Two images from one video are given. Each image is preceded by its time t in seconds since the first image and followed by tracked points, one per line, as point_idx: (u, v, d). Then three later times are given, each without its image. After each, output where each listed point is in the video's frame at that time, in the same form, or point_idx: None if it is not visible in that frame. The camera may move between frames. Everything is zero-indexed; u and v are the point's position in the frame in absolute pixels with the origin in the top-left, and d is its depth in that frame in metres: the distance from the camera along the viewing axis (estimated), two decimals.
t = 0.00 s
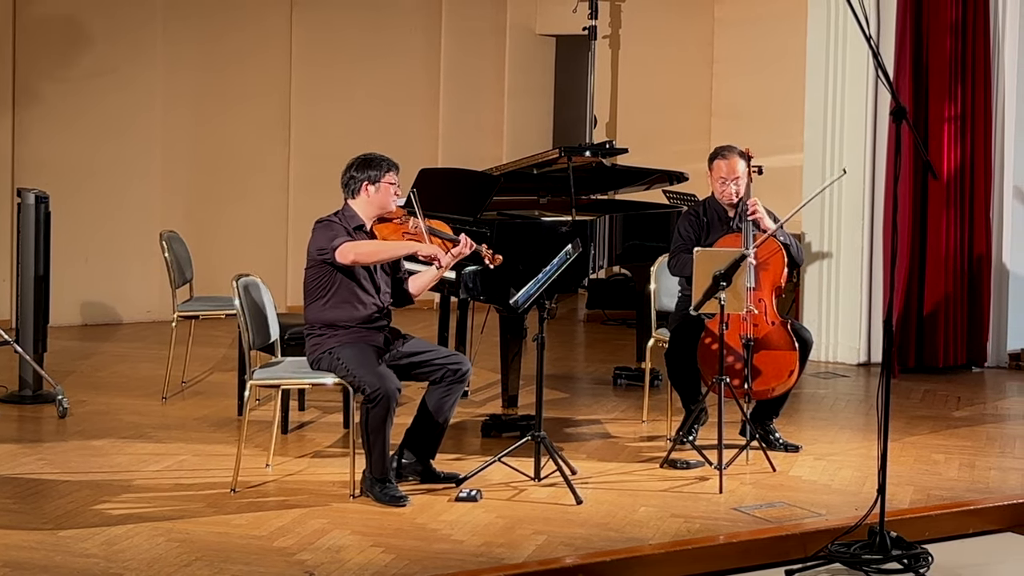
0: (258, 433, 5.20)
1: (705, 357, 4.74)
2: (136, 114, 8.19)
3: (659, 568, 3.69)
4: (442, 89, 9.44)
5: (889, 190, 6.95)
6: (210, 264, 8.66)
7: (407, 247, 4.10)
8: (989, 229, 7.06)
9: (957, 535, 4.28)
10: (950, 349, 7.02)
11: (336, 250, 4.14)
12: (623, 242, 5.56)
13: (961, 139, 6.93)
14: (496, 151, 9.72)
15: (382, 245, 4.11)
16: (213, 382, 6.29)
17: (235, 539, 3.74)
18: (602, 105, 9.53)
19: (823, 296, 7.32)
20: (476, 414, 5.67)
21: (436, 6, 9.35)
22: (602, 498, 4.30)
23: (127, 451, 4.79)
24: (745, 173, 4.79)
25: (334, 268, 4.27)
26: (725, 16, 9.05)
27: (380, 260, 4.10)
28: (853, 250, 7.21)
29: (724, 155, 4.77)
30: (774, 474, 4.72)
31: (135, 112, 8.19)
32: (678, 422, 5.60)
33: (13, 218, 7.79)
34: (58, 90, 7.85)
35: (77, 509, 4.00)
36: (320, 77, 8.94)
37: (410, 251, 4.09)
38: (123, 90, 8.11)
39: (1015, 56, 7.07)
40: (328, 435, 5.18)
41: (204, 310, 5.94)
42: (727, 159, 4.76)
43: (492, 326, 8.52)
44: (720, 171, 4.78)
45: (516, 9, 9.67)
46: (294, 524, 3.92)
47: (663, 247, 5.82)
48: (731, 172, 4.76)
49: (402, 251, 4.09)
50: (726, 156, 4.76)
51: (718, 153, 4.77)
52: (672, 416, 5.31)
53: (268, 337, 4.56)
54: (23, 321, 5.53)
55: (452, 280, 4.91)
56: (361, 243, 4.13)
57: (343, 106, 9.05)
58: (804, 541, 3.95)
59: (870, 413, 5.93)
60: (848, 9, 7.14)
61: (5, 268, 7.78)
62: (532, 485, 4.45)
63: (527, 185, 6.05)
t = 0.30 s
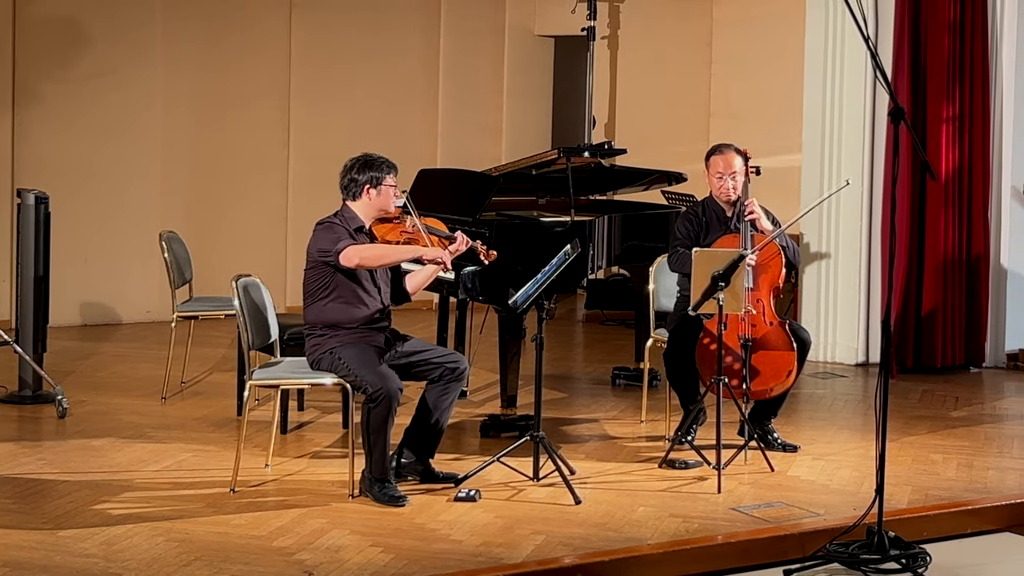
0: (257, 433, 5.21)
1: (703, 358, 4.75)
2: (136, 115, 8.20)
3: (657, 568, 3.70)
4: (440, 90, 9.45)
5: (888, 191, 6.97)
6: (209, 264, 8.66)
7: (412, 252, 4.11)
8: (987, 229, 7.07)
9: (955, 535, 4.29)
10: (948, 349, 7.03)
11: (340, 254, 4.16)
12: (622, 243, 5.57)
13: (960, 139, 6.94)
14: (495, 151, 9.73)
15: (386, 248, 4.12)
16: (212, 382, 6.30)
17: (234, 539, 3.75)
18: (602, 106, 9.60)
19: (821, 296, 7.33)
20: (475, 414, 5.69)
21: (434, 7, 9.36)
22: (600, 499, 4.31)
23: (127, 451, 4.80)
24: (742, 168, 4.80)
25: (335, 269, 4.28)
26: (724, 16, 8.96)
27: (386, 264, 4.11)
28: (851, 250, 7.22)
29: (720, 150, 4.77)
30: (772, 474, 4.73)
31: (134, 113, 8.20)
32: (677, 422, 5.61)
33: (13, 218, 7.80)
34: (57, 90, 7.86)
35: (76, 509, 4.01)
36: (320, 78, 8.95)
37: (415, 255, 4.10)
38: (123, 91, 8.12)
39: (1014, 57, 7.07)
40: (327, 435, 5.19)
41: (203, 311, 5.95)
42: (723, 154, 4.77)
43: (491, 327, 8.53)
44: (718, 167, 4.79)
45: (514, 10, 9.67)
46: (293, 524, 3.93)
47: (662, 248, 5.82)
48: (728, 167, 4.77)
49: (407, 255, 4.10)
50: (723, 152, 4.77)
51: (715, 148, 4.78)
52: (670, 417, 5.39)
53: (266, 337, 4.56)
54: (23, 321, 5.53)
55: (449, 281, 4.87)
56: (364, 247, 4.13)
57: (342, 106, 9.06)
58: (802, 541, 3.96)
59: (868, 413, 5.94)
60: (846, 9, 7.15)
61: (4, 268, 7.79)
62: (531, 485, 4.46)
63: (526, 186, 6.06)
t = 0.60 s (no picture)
0: (257, 433, 5.22)
1: (702, 358, 4.76)
2: (136, 116, 8.21)
3: (655, 567, 3.71)
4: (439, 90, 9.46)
5: (886, 192, 6.98)
6: (208, 264, 8.67)
7: (402, 257, 4.10)
8: (985, 229, 7.08)
9: (953, 535, 4.30)
10: (946, 349, 7.04)
11: (334, 254, 4.17)
12: (621, 243, 5.58)
13: (957, 140, 6.95)
14: (494, 152, 9.73)
15: (378, 252, 4.13)
16: (212, 382, 6.31)
17: (234, 539, 3.76)
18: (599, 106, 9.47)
19: (820, 296, 7.33)
20: (473, 414, 5.70)
21: (433, 7, 9.36)
22: (599, 498, 4.32)
23: (126, 451, 4.81)
24: (739, 167, 4.80)
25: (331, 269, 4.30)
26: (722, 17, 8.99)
27: (377, 267, 4.12)
28: (849, 250, 7.22)
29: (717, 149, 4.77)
30: (770, 474, 4.74)
31: (134, 113, 8.21)
32: (676, 422, 5.63)
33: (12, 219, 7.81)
34: (57, 91, 7.87)
35: (76, 509, 4.02)
36: (319, 79, 8.96)
37: (409, 261, 4.10)
38: (123, 91, 8.13)
39: (1011, 58, 7.09)
40: (326, 435, 5.21)
41: (202, 311, 5.96)
42: (720, 152, 4.78)
43: (490, 327, 8.54)
44: (714, 165, 4.79)
45: (513, 10, 9.66)
46: (293, 524, 3.94)
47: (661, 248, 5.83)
48: (725, 165, 4.77)
49: (400, 260, 4.11)
50: (720, 150, 4.77)
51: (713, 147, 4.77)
52: (666, 416, 5.33)
53: (267, 337, 4.57)
54: (23, 321, 5.54)
55: (448, 282, 4.92)
56: (358, 249, 4.14)
57: (341, 107, 9.07)
58: (801, 541, 3.97)
59: (866, 413, 5.95)
60: (844, 10, 7.15)
61: (3, 268, 7.79)
62: (530, 485, 4.47)
63: (524, 187, 6.07)
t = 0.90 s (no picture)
0: (255, 433, 5.23)
1: (700, 357, 4.78)
2: (135, 116, 8.21)
3: (654, 567, 3.72)
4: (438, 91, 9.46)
5: (884, 193, 6.99)
6: (207, 264, 8.68)
7: (383, 263, 4.10)
8: (983, 230, 7.09)
9: (951, 535, 4.31)
10: (944, 350, 7.05)
11: (323, 254, 4.17)
12: (619, 243, 5.58)
13: (955, 140, 6.97)
14: (493, 152, 9.75)
15: (365, 256, 4.13)
16: (211, 382, 6.32)
17: (233, 539, 3.76)
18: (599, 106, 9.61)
19: (818, 296, 7.34)
20: (473, 414, 5.71)
21: (432, 8, 9.37)
22: (598, 499, 4.33)
23: (126, 451, 4.82)
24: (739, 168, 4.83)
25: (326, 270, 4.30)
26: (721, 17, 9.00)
27: (362, 269, 4.13)
28: (848, 251, 7.24)
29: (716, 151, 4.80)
30: (768, 474, 4.75)
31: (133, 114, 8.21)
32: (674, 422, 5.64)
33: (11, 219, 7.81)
34: (56, 91, 7.88)
35: (75, 509, 4.02)
36: (319, 80, 8.97)
37: (394, 266, 4.09)
38: (122, 92, 8.14)
39: (1009, 59, 7.10)
40: (325, 435, 5.21)
41: (201, 312, 5.96)
42: (720, 155, 4.80)
43: (488, 327, 8.55)
44: (714, 167, 4.82)
45: (512, 11, 9.66)
46: (292, 524, 3.94)
47: (659, 248, 5.85)
48: (724, 167, 4.81)
49: (386, 264, 4.10)
50: (719, 152, 4.79)
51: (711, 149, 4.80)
52: (667, 416, 5.25)
53: (266, 337, 4.58)
54: (23, 322, 5.55)
55: (449, 282, 4.94)
56: (346, 250, 4.14)
57: (340, 107, 9.07)
58: (799, 541, 3.98)
59: (864, 413, 5.96)
60: (843, 11, 7.17)
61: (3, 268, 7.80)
62: (528, 485, 4.48)
63: (523, 187, 6.07)
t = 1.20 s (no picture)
0: (254, 433, 5.24)
1: (699, 358, 4.80)
2: (134, 117, 8.22)
3: (652, 567, 3.73)
4: (436, 92, 9.47)
5: (882, 194, 7.00)
6: (206, 265, 8.68)
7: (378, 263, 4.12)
8: (981, 231, 7.10)
9: (948, 535, 4.32)
10: (942, 351, 7.06)
11: (318, 254, 4.19)
12: (617, 244, 5.59)
13: (953, 141, 6.98)
14: (491, 153, 9.77)
15: (360, 258, 4.14)
16: (211, 382, 6.33)
17: (232, 539, 3.77)
18: (597, 108, 9.73)
19: (816, 297, 7.34)
20: (471, 414, 5.73)
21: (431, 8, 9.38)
22: (596, 499, 4.34)
23: (125, 451, 4.82)
24: (738, 173, 4.84)
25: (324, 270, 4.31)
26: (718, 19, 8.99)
27: (356, 270, 4.14)
28: (846, 251, 7.25)
29: (715, 157, 4.81)
30: (767, 474, 4.76)
31: (133, 115, 8.22)
32: (672, 422, 5.65)
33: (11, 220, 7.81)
34: (56, 92, 7.88)
35: (75, 509, 4.03)
36: (317, 80, 8.97)
37: (387, 269, 4.10)
38: (122, 93, 8.15)
39: (1007, 60, 7.09)
40: (324, 435, 5.22)
41: (199, 312, 5.97)
42: (719, 160, 4.81)
43: (487, 328, 8.56)
44: (713, 173, 4.83)
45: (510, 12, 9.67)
46: (291, 524, 3.95)
47: (658, 248, 5.86)
48: (724, 173, 4.81)
49: (380, 267, 4.11)
50: (718, 157, 4.80)
51: (710, 155, 4.82)
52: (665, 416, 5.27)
53: (265, 338, 4.58)
54: (22, 322, 5.56)
55: (446, 283, 4.92)
56: (341, 251, 4.16)
57: (338, 108, 9.08)
58: (797, 541, 3.99)
59: (862, 414, 5.97)
60: (841, 12, 7.19)
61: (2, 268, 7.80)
62: (527, 485, 4.49)
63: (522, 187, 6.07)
